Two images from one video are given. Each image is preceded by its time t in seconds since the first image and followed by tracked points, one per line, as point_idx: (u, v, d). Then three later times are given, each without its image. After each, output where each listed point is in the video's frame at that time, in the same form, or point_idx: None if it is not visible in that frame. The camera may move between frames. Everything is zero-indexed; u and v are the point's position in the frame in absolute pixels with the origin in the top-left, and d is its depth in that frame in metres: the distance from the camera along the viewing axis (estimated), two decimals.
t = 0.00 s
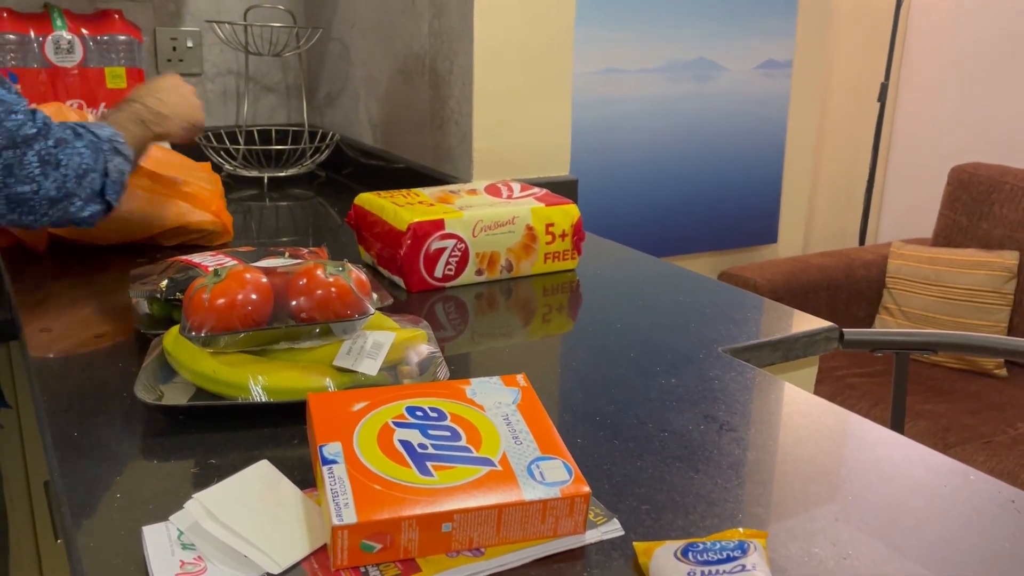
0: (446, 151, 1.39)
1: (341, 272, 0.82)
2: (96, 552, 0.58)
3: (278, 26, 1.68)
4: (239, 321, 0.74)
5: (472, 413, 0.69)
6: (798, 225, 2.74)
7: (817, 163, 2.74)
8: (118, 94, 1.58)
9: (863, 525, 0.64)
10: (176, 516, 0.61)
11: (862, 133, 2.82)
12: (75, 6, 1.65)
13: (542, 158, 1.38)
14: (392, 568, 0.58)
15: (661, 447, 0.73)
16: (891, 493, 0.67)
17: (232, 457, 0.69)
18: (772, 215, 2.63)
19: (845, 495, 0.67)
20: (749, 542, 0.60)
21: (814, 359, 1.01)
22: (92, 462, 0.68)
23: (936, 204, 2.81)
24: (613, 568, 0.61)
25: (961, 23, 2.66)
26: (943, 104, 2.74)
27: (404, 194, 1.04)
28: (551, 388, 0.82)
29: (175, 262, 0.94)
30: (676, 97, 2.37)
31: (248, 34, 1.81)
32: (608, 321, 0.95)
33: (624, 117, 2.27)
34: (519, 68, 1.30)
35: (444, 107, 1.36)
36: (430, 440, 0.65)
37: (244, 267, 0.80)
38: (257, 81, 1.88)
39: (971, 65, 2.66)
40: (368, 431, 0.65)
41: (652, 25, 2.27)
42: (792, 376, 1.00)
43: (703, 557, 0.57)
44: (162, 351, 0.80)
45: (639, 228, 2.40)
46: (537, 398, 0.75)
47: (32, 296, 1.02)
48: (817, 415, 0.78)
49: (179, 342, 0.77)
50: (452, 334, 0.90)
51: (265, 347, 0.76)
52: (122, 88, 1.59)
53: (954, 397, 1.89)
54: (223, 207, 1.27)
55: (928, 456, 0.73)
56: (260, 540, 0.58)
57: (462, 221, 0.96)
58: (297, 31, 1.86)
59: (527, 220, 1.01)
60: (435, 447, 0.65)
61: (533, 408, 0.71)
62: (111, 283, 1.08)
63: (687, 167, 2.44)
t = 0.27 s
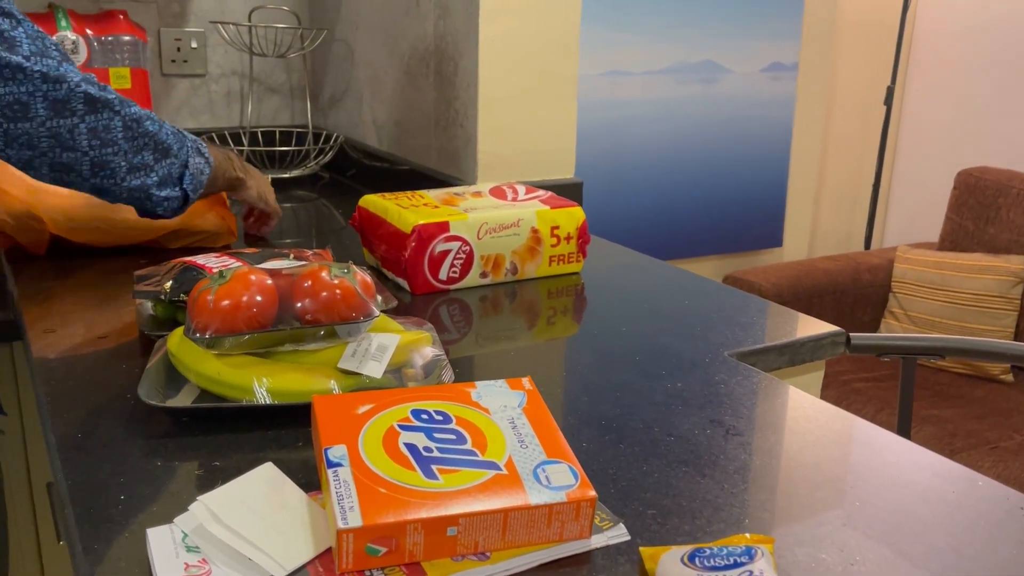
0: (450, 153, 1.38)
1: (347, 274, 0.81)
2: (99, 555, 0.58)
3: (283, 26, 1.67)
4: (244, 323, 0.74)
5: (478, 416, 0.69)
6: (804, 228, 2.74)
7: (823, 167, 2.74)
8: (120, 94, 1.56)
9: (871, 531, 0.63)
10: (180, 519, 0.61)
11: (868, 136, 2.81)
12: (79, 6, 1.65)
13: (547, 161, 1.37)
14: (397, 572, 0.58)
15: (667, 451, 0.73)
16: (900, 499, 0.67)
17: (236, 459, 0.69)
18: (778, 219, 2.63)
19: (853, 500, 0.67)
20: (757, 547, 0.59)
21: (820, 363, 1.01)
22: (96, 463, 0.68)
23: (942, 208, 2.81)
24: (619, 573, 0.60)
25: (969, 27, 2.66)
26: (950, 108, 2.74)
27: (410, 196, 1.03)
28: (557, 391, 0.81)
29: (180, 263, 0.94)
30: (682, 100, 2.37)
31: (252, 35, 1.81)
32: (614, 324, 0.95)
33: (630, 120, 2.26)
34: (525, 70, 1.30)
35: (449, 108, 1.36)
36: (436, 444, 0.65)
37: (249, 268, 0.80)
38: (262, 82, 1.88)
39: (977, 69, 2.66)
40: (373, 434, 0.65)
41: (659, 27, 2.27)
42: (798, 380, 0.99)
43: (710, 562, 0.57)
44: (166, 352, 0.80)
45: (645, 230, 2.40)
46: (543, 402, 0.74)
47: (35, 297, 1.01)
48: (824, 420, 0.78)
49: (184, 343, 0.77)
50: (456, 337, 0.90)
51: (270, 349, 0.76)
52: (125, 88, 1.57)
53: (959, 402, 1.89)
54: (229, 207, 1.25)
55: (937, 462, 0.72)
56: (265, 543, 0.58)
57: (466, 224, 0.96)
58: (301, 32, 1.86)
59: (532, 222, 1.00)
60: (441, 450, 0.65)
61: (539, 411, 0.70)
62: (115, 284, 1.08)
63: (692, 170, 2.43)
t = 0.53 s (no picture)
0: (455, 153, 1.38)
1: (352, 272, 0.81)
2: (105, 551, 0.58)
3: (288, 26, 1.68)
4: (249, 320, 0.74)
5: (484, 415, 0.69)
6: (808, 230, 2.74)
7: (828, 168, 2.74)
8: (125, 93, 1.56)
9: (879, 532, 0.63)
10: (186, 516, 0.61)
11: (873, 137, 2.81)
12: (85, 5, 1.65)
13: (552, 162, 1.37)
14: (403, 570, 0.58)
15: (674, 451, 0.73)
16: (907, 499, 0.67)
17: (241, 457, 0.69)
18: (782, 220, 2.63)
19: (860, 501, 0.66)
20: (764, 547, 0.59)
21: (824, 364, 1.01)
22: (102, 460, 0.68)
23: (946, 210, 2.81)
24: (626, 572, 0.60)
25: (974, 29, 2.67)
26: (955, 110, 2.74)
27: (415, 195, 1.03)
28: (563, 391, 0.81)
29: (184, 261, 0.94)
30: (688, 100, 2.37)
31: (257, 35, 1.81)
32: (619, 324, 0.95)
33: (636, 121, 2.27)
34: (531, 70, 1.30)
35: (454, 108, 1.36)
36: (442, 442, 0.65)
37: (254, 266, 0.80)
38: (267, 81, 1.88)
39: (982, 72, 2.66)
40: (380, 432, 0.65)
41: (665, 28, 2.28)
42: (803, 381, 0.99)
43: (718, 562, 0.56)
44: (172, 350, 0.80)
45: (650, 229, 2.40)
46: (549, 401, 0.74)
47: (40, 296, 1.01)
48: (830, 420, 0.78)
49: (189, 342, 0.77)
50: (461, 337, 0.90)
51: (275, 347, 0.76)
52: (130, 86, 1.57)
53: (964, 405, 1.88)
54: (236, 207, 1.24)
55: (943, 462, 0.72)
56: (271, 541, 0.58)
57: (472, 223, 0.96)
58: (307, 32, 1.86)
59: (537, 222, 1.00)
60: (447, 448, 0.64)
61: (545, 410, 0.70)
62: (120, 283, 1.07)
63: (698, 171, 2.43)
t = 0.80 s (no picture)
0: (461, 153, 1.38)
1: (359, 270, 0.81)
2: (112, 547, 0.58)
3: (294, 26, 1.68)
4: (256, 317, 0.74)
5: (491, 412, 0.69)
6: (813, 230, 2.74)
7: (833, 168, 2.74)
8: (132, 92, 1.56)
9: (887, 531, 0.63)
10: (194, 512, 0.60)
11: (878, 138, 2.81)
12: (92, 4, 1.66)
13: (557, 161, 1.37)
14: (410, 567, 0.57)
15: (680, 450, 0.73)
16: (915, 499, 0.67)
17: (248, 454, 0.69)
18: (787, 221, 2.63)
19: (868, 500, 0.66)
20: (772, 545, 0.58)
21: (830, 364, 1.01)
22: (109, 457, 0.68)
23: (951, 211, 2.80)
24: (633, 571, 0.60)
25: (979, 31, 2.67)
26: (961, 111, 2.74)
27: (421, 194, 1.03)
28: (569, 390, 0.81)
29: (191, 259, 0.94)
30: (693, 101, 2.37)
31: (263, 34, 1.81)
32: (625, 324, 0.95)
33: (641, 121, 2.27)
34: (537, 70, 1.30)
35: (460, 107, 1.36)
36: (449, 439, 0.65)
37: (262, 263, 0.80)
38: (272, 80, 1.88)
39: (988, 73, 2.66)
40: (387, 430, 0.65)
41: (671, 28, 2.28)
42: (809, 381, 0.99)
43: (726, 559, 0.56)
44: (178, 348, 0.80)
45: (654, 229, 2.40)
46: (556, 399, 0.74)
47: (46, 293, 1.01)
48: (837, 420, 0.77)
49: (196, 339, 0.77)
50: (467, 335, 0.90)
51: (282, 344, 0.76)
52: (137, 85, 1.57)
53: (969, 406, 1.88)
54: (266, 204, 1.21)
55: (951, 462, 0.72)
56: (278, 537, 0.57)
57: (477, 221, 0.96)
58: (312, 31, 1.86)
59: (543, 221, 1.00)
60: (455, 445, 0.64)
61: (552, 408, 0.70)
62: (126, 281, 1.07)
63: (703, 172, 2.43)
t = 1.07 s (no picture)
0: (467, 151, 1.38)
1: (367, 268, 0.81)
2: (122, 545, 0.58)
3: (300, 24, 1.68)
4: (263, 315, 0.74)
5: (500, 410, 0.69)
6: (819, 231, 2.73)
7: (838, 168, 2.74)
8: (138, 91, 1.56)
9: (896, 531, 0.62)
10: (203, 509, 0.60)
11: (884, 138, 2.81)
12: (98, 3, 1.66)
13: (564, 161, 1.37)
14: (419, 565, 0.57)
15: (689, 449, 0.73)
16: (926, 499, 0.66)
17: (256, 452, 0.69)
18: (793, 222, 2.63)
19: (877, 500, 0.66)
20: (783, 544, 0.58)
21: (837, 364, 1.01)
22: (117, 454, 0.67)
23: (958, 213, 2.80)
24: (643, 570, 0.60)
25: (985, 32, 2.67)
26: (967, 111, 2.74)
27: (427, 193, 1.03)
28: (577, 389, 0.81)
29: (198, 257, 0.95)
30: (700, 101, 2.37)
31: (269, 33, 1.81)
32: (631, 323, 0.95)
33: (648, 121, 2.27)
34: (543, 69, 1.30)
35: (466, 106, 1.36)
36: (458, 437, 0.65)
37: (269, 261, 0.80)
38: (278, 79, 1.88)
39: (994, 74, 2.66)
40: (395, 427, 0.65)
41: (677, 28, 2.28)
42: (816, 381, 0.99)
43: (735, 559, 0.56)
44: (186, 345, 0.80)
45: (661, 229, 2.40)
46: (565, 397, 0.74)
47: (53, 292, 1.01)
48: (846, 419, 0.77)
49: (204, 336, 0.77)
50: (474, 334, 0.90)
51: (289, 342, 0.76)
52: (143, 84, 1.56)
53: (976, 407, 1.88)
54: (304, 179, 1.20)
55: (961, 462, 0.72)
56: (287, 534, 0.57)
57: (484, 220, 0.96)
58: (318, 31, 1.86)
59: (549, 219, 1.00)
60: (463, 443, 0.64)
61: (560, 406, 0.70)
62: (132, 279, 1.07)
63: (709, 172, 2.43)
